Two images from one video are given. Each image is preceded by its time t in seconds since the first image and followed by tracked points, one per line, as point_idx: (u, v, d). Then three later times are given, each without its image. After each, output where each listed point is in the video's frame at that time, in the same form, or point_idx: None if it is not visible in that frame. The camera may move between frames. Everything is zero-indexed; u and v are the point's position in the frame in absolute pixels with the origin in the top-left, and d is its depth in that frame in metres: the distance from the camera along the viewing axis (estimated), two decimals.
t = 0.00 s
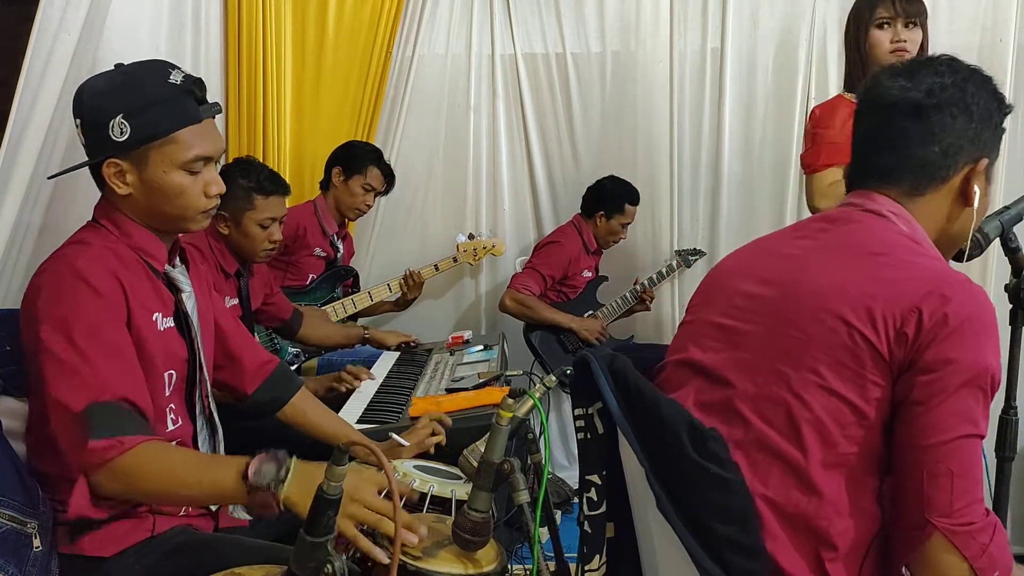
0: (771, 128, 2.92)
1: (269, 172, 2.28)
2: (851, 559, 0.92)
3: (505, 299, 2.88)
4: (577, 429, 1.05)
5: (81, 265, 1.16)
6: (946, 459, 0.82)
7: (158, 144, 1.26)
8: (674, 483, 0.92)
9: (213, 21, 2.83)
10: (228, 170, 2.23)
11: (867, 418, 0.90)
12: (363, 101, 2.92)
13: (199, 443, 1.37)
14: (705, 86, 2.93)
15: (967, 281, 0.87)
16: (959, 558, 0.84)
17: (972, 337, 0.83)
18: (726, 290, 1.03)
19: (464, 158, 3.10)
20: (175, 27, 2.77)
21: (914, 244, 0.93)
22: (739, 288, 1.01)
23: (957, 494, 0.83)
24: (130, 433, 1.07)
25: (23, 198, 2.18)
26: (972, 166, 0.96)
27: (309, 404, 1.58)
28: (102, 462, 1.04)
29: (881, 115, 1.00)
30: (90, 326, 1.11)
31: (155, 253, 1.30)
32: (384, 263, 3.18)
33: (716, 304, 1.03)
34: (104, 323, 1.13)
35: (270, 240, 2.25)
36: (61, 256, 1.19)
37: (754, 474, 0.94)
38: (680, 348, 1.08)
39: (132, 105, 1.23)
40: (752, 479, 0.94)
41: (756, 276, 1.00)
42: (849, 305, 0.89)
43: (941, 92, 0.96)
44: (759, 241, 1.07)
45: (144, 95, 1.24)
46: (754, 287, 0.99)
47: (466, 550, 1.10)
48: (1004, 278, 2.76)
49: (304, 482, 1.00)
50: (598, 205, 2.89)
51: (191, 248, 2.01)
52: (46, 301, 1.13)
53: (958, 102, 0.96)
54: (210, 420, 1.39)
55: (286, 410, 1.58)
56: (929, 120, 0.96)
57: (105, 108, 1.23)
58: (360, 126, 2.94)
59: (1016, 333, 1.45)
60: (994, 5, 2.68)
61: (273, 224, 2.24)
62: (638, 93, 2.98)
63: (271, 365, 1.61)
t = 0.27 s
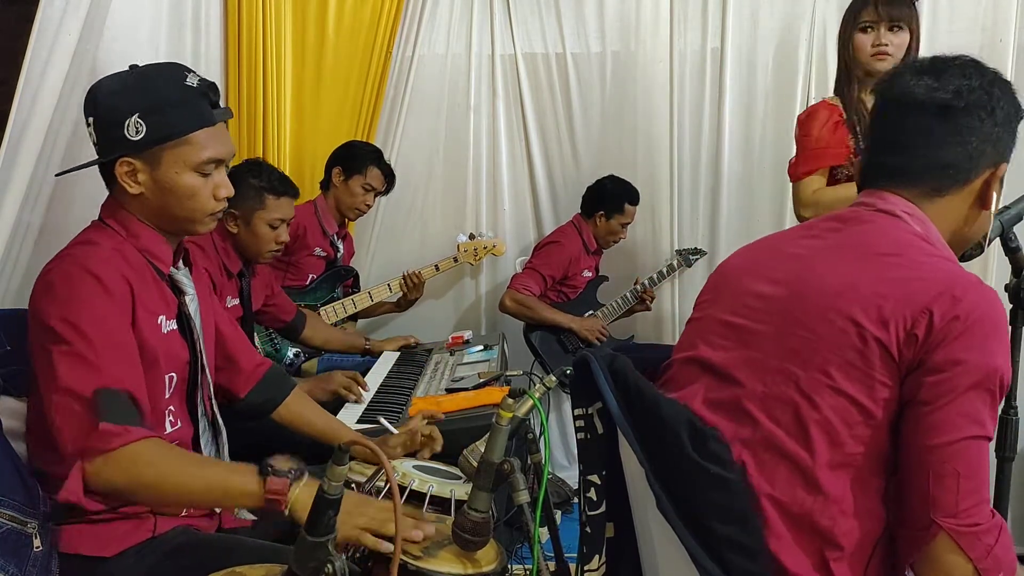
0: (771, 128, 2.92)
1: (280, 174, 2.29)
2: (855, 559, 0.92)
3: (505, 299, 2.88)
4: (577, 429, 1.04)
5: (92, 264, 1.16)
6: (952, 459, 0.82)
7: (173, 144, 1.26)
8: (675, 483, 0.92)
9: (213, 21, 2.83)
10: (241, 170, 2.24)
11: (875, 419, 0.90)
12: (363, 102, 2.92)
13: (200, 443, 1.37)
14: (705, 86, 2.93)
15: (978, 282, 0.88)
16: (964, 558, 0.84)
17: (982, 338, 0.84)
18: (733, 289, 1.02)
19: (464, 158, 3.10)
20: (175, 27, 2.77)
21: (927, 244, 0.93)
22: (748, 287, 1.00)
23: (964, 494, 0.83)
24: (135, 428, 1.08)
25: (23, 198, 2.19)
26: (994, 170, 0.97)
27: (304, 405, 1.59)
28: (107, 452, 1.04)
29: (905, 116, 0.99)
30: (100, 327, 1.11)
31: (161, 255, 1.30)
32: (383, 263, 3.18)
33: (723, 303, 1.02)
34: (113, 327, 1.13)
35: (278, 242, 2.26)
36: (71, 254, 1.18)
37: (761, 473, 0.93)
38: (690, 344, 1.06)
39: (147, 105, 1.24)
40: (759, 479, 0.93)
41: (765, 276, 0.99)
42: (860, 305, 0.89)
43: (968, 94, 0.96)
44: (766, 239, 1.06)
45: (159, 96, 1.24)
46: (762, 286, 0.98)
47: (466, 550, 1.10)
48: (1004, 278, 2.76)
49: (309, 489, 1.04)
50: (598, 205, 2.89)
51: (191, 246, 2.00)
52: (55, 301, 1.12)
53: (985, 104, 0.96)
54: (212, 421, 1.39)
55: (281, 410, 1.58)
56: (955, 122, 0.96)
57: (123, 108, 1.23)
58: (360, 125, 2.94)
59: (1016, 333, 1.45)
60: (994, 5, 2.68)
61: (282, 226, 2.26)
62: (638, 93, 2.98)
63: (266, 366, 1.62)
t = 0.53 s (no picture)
0: (771, 128, 2.92)
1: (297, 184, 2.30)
2: (862, 559, 0.92)
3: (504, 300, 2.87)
4: (577, 429, 1.04)
5: (98, 270, 1.16)
6: (965, 460, 0.82)
7: (170, 138, 1.26)
8: (675, 483, 0.92)
9: (213, 21, 2.83)
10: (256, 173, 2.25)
11: (890, 420, 0.90)
12: (364, 101, 2.92)
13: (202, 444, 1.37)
14: (705, 86, 2.93)
15: (996, 283, 0.87)
16: (973, 560, 0.84)
17: (1002, 339, 0.84)
18: (745, 290, 1.02)
19: (464, 158, 3.10)
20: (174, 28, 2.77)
21: (944, 244, 0.93)
22: (764, 286, 1.00)
23: (976, 495, 0.83)
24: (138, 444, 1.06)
25: (23, 198, 2.19)
26: (1014, 172, 0.98)
27: (302, 404, 1.60)
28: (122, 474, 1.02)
29: (932, 111, 0.98)
30: (101, 333, 1.11)
31: (166, 256, 1.30)
32: (384, 263, 3.18)
33: (739, 303, 1.01)
34: (115, 332, 1.13)
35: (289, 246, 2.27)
36: (77, 258, 1.18)
37: (773, 474, 0.94)
38: (702, 342, 1.06)
39: (142, 102, 1.24)
40: (772, 478, 0.93)
41: (784, 275, 0.98)
42: (878, 308, 0.89)
43: (996, 93, 0.97)
44: (780, 235, 1.07)
45: (153, 92, 1.25)
46: (779, 284, 0.98)
47: (466, 550, 1.10)
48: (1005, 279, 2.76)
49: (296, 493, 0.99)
50: (598, 204, 2.89)
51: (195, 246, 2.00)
52: (59, 305, 1.12)
53: (1011, 105, 0.97)
54: (215, 423, 1.40)
55: (277, 411, 1.59)
56: (983, 121, 0.96)
57: (117, 105, 1.23)
58: (361, 124, 2.94)
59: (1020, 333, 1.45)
60: (994, 5, 2.68)
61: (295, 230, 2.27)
62: (638, 93, 2.98)
63: (265, 366, 1.61)
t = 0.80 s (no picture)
0: (771, 129, 2.92)
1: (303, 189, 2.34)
2: (869, 559, 0.92)
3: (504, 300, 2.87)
4: (577, 429, 1.04)
5: (99, 270, 1.15)
6: (974, 461, 0.82)
7: (153, 133, 1.26)
8: (674, 483, 0.92)
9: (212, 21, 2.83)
10: (266, 178, 2.26)
11: (901, 421, 0.89)
12: (364, 101, 2.92)
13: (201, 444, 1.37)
14: (705, 86, 2.93)
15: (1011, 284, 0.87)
16: (980, 561, 0.84)
17: (1016, 340, 0.83)
18: (758, 289, 1.03)
19: (464, 158, 3.10)
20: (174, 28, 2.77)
21: (955, 246, 0.93)
22: (778, 287, 1.00)
23: (984, 496, 0.83)
24: (137, 447, 1.06)
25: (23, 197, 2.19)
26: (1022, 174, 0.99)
27: (287, 412, 1.60)
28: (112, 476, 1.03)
29: (946, 110, 0.98)
30: (102, 335, 1.10)
31: (165, 256, 1.30)
32: (384, 264, 3.18)
33: (752, 301, 1.02)
34: (114, 332, 1.12)
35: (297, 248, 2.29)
36: (76, 259, 1.17)
37: (783, 473, 0.93)
38: (712, 342, 1.06)
39: (120, 101, 1.24)
40: (781, 479, 0.93)
41: (797, 277, 0.99)
42: (893, 310, 0.89)
43: (1009, 95, 0.97)
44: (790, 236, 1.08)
45: (130, 89, 1.25)
46: (795, 286, 0.99)
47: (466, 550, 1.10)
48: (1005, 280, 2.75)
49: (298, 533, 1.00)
50: (598, 204, 2.90)
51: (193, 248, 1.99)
52: (60, 305, 1.11)
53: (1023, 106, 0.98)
54: (212, 420, 1.39)
55: (264, 419, 1.59)
56: (997, 121, 0.97)
57: (95, 108, 1.23)
58: (361, 124, 2.94)
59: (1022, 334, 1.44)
60: (994, 6, 2.68)
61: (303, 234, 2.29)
62: (638, 93, 2.98)
63: (250, 375, 1.63)
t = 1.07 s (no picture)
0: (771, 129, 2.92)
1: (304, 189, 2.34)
2: (871, 559, 0.92)
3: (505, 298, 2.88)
4: (577, 428, 1.04)
5: (102, 272, 1.14)
6: (977, 462, 0.82)
7: (150, 129, 1.26)
8: (674, 483, 0.92)
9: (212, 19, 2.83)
10: (267, 178, 2.26)
11: (903, 421, 0.89)
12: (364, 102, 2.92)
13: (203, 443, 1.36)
14: (705, 87, 2.93)
15: (1011, 285, 0.87)
16: (983, 561, 0.84)
17: (1019, 340, 0.83)
18: (758, 290, 1.03)
19: (463, 158, 3.10)
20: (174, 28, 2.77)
21: (958, 246, 0.93)
22: (780, 287, 1.00)
23: (987, 496, 0.82)
24: (154, 462, 1.05)
25: (23, 197, 2.19)
26: None
27: (285, 413, 1.60)
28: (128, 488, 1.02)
29: (950, 111, 0.98)
30: (110, 340, 1.10)
31: (166, 255, 1.29)
32: (385, 264, 3.18)
33: (753, 302, 1.02)
34: (121, 335, 1.11)
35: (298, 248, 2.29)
36: (81, 261, 1.17)
37: (785, 474, 0.93)
38: (714, 342, 1.06)
39: (114, 100, 1.24)
40: (784, 479, 0.93)
41: (799, 278, 0.99)
42: (896, 310, 0.89)
43: (1013, 96, 0.98)
44: (793, 234, 1.08)
45: (123, 87, 1.25)
46: (796, 286, 0.98)
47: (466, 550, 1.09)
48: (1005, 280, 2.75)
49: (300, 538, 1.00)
50: (598, 204, 2.90)
51: (194, 248, 2.00)
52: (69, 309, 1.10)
53: None
54: (214, 420, 1.40)
55: (262, 420, 1.59)
56: (1001, 122, 0.97)
57: (91, 110, 1.23)
58: (361, 123, 2.94)
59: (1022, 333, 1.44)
60: (994, 6, 2.68)
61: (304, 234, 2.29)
62: (638, 93, 2.98)
63: (249, 376, 1.62)
